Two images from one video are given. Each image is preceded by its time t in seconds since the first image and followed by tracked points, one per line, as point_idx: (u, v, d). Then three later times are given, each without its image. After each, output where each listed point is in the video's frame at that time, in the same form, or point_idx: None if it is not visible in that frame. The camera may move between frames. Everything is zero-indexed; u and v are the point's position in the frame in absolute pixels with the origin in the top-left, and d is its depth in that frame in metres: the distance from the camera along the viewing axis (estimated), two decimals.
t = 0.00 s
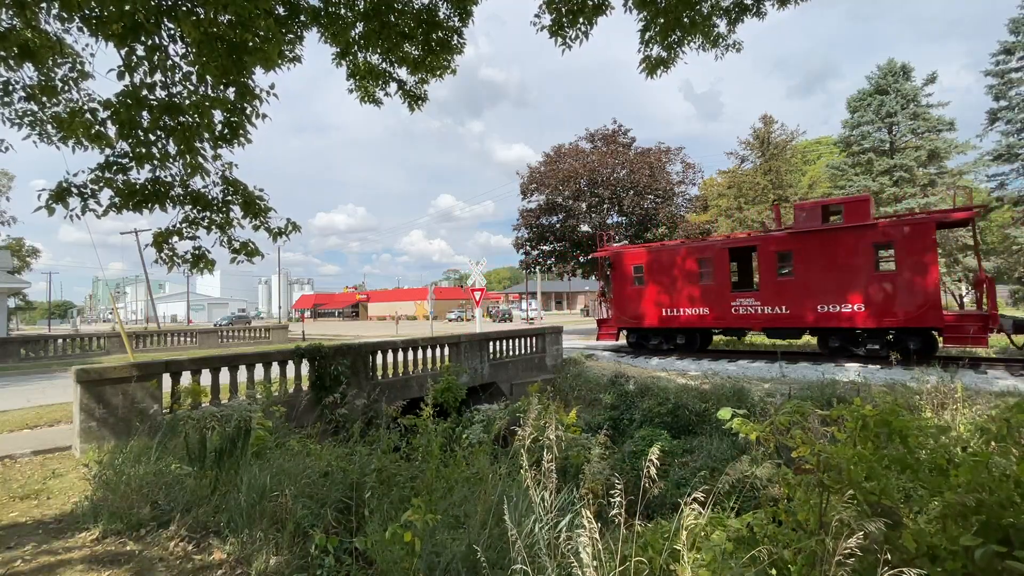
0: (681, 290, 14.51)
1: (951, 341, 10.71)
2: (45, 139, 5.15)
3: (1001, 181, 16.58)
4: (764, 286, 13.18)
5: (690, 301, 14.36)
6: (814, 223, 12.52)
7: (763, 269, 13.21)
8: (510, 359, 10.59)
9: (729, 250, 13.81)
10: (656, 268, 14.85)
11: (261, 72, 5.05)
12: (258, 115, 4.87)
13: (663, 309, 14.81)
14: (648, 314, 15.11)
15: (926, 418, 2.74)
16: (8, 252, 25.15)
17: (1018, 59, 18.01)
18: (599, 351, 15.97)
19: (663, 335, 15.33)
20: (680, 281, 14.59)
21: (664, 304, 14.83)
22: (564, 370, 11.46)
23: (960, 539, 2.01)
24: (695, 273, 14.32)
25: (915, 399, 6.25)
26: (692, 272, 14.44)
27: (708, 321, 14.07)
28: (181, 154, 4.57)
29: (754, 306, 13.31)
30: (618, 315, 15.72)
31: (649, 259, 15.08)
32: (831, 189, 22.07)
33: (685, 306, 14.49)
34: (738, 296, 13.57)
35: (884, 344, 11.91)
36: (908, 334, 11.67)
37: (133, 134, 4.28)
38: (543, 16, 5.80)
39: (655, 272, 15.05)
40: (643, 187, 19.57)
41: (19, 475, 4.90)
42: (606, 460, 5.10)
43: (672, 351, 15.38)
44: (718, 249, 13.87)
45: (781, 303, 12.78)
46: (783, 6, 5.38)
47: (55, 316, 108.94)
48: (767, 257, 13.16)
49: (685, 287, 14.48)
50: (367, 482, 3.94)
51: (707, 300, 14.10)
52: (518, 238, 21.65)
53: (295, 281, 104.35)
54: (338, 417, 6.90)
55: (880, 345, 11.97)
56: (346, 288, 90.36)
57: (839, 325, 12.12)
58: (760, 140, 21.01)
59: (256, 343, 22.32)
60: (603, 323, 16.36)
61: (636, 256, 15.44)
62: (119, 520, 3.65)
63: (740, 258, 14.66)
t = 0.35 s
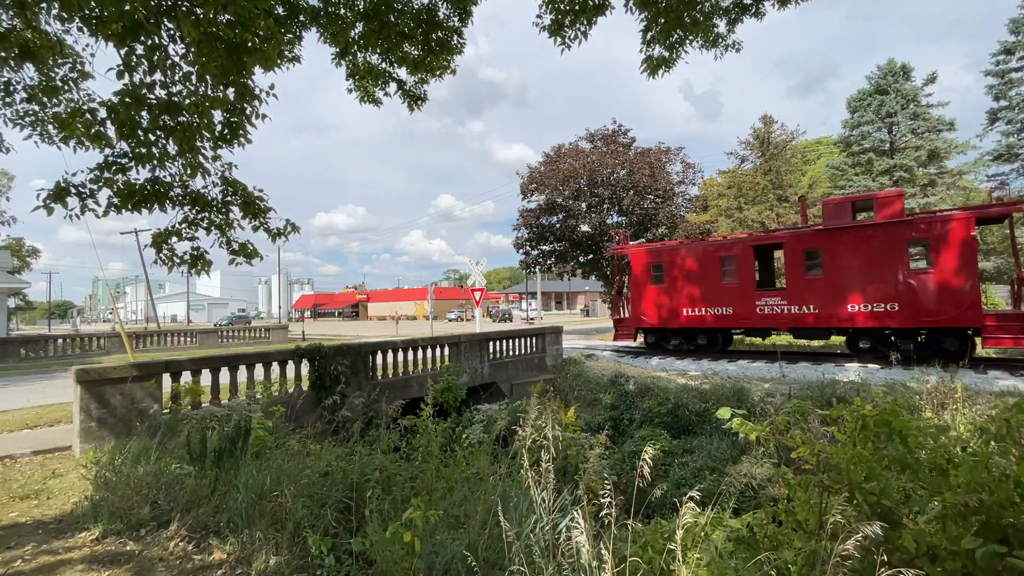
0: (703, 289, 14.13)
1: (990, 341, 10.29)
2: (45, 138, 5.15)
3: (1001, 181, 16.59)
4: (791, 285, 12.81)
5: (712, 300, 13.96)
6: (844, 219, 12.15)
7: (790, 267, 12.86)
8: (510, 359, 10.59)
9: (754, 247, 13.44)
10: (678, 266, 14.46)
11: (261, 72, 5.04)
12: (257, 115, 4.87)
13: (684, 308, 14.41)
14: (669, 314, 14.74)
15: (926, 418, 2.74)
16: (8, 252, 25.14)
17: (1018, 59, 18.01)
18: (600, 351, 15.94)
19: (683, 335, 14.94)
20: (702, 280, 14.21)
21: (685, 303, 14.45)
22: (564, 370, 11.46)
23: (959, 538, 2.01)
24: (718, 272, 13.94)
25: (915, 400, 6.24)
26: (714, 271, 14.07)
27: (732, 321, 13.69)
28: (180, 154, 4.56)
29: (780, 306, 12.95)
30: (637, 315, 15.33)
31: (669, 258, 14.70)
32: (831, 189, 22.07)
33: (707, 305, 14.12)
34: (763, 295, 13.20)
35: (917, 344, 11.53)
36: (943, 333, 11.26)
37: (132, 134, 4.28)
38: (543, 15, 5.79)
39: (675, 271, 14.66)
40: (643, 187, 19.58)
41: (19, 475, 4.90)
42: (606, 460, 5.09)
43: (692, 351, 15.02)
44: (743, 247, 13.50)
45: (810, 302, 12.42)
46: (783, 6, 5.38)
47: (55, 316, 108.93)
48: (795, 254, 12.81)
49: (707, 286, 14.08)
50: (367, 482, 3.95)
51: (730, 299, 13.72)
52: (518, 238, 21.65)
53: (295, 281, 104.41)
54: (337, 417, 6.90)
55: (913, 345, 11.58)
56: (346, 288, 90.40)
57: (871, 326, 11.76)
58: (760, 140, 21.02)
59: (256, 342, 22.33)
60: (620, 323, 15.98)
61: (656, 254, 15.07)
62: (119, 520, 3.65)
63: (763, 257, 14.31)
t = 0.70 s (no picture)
0: (726, 288, 13.69)
1: None
2: (45, 139, 5.15)
3: (1001, 181, 16.60)
4: (819, 283, 12.37)
5: (736, 299, 13.52)
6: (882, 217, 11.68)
7: (818, 265, 12.43)
8: (510, 359, 10.59)
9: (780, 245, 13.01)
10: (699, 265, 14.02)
11: (261, 72, 5.04)
12: (257, 115, 4.87)
13: (706, 308, 13.98)
14: (690, 313, 14.32)
15: (927, 418, 2.74)
16: (8, 253, 25.13)
17: (1018, 59, 18.02)
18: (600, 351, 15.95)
19: (704, 335, 14.51)
20: (724, 279, 13.77)
21: (707, 303, 14.01)
22: (564, 370, 11.47)
23: (959, 538, 2.01)
24: (742, 270, 13.50)
25: (915, 399, 6.24)
26: (737, 270, 13.64)
27: (757, 321, 13.25)
28: (180, 154, 4.57)
29: (808, 305, 12.52)
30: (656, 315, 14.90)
31: (690, 257, 14.26)
32: (831, 189, 22.08)
33: (730, 305, 13.69)
34: (790, 294, 12.76)
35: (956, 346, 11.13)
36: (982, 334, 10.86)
37: (132, 133, 4.28)
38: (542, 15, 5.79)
39: (696, 270, 14.22)
40: (643, 187, 19.60)
41: (19, 475, 4.90)
42: (606, 460, 5.10)
43: (713, 351, 14.61)
44: (768, 245, 13.06)
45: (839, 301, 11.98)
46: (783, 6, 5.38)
47: (55, 316, 108.90)
48: (823, 252, 12.37)
49: (731, 285, 13.63)
50: (367, 482, 3.95)
51: (755, 299, 13.30)
52: (518, 238, 21.66)
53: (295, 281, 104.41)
54: (337, 417, 6.90)
55: (953, 347, 11.17)
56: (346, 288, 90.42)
57: (904, 325, 11.37)
58: (760, 140, 21.03)
59: (256, 342, 22.34)
60: (639, 323, 15.55)
61: (675, 252, 14.64)
62: (119, 520, 3.64)
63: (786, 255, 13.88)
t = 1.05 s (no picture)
0: (750, 288, 13.31)
1: None
2: (45, 139, 5.15)
3: (1000, 181, 16.62)
4: (848, 282, 11.96)
5: (761, 299, 13.14)
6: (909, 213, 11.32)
7: (847, 263, 12.00)
8: (510, 359, 10.59)
9: (807, 243, 12.61)
10: (723, 264, 13.63)
11: (261, 72, 5.03)
12: (257, 115, 4.87)
13: (729, 308, 13.59)
14: (711, 313, 13.94)
15: (926, 417, 2.74)
16: (8, 253, 25.14)
17: (1018, 59, 18.02)
18: (601, 351, 15.95)
19: (726, 336, 14.16)
20: (749, 278, 13.40)
21: (730, 303, 13.62)
22: (564, 370, 11.48)
23: (959, 538, 2.01)
24: (766, 269, 13.12)
25: (915, 399, 6.24)
26: (761, 269, 13.24)
27: (783, 321, 12.85)
28: (181, 154, 4.57)
29: (836, 305, 12.11)
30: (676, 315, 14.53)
31: (713, 256, 13.85)
32: (831, 189, 22.09)
33: (754, 305, 13.31)
34: (817, 293, 12.36)
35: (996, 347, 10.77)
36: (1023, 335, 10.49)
37: (133, 133, 4.28)
38: (543, 16, 5.78)
39: (720, 269, 13.84)
40: (643, 187, 19.61)
41: (19, 475, 4.90)
42: (606, 460, 5.09)
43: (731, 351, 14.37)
44: (795, 242, 12.66)
45: (870, 301, 11.57)
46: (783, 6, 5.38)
47: (55, 316, 108.92)
48: (852, 249, 11.95)
49: (755, 284, 13.25)
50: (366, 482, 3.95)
51: (780, 298, 12.90)
52: (518, 238, 21.66)
53: (296, 281, 104.50)
54: (337, 417, 6.90)
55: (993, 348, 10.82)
56: (346, 288, 90.42)
57: (939, 326, 10.96)
58: (760, 140, 21.03)
59: (256, 343, 22.35)
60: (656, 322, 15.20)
61: (697, 251, 14.26)
62: (118, 520, 3.64)
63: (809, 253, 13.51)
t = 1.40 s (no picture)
0: (774, 287, 12.90)
1: None
2: (45, 139, 5.14)
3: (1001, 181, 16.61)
4: (879, 281, 11.61)
5: (787, 298, 12.73)
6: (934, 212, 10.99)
7: (877, 261, 11.65)
8: (510, 359, 10.59)
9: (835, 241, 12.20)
10: (745, 263, 13.20)
11: (261, 71, 5.03)
12: (258, 114, 4.87)
13: (752, 308, 13.18)
14: (733, 313, 13.53)
15: (926, 417, 2.74)
16: (8, 253, 25.17)
17: (1018, 59, 18.02)
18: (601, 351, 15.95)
19: (749, 337, 13.79)
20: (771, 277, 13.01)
21: (753, 303, 13.22)
22: (564, 370, 11.48)
23: (958, 538, 2.01)
24: (792, 268, 12.71)
25: (915, 399, 6.24)
26: (786, 267, 12.84)
27: (810, 321, 12.44)
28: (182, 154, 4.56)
29: (866, 304, 11.72)
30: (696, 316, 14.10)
31: (736, 254, 13.41)
32: (831, 189, 22.09)
33: (778, 305, 12.91)
34: (846, 292, 11.97)
35: None
36: None
37: (135, 133, 4.29)
38: (542, 15, 5.78)
39: (742, 267, 13.42)
40: (643, 187, 19.61)
41: (19, 475, 4.90)
42: (606, 461, 5.09)
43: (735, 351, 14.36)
44: (822, 240, 12.25)
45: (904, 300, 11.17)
46: (782, 6, 5.38)
47: (55, 316, 108.92)
48: (882, 247, 11.61)
49: (779, 283, 12.84)
50: (367, 482, 3.95)
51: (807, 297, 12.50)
52: (518, 238, 21.67)
53: (296, 280, 104.55)
54: (337, 417, 6.90)
55: None
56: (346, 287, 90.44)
57: (978, 326, 10.56)
58: (760, 140, 21.03)
59: (256, 342, 22.35)
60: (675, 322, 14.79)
61: (718, 249, 13.80)
62: (119, 520, 3.64)
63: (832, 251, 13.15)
